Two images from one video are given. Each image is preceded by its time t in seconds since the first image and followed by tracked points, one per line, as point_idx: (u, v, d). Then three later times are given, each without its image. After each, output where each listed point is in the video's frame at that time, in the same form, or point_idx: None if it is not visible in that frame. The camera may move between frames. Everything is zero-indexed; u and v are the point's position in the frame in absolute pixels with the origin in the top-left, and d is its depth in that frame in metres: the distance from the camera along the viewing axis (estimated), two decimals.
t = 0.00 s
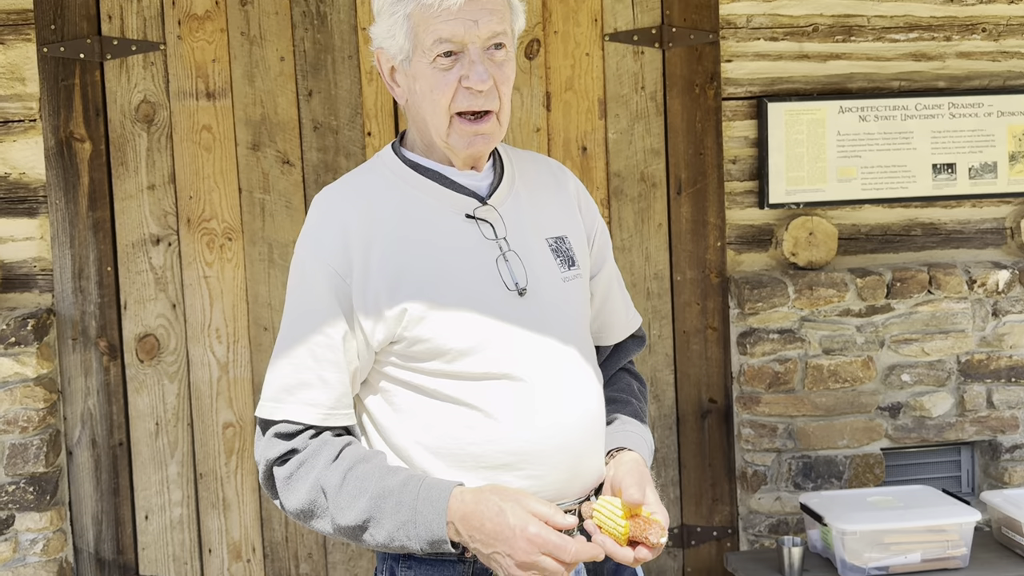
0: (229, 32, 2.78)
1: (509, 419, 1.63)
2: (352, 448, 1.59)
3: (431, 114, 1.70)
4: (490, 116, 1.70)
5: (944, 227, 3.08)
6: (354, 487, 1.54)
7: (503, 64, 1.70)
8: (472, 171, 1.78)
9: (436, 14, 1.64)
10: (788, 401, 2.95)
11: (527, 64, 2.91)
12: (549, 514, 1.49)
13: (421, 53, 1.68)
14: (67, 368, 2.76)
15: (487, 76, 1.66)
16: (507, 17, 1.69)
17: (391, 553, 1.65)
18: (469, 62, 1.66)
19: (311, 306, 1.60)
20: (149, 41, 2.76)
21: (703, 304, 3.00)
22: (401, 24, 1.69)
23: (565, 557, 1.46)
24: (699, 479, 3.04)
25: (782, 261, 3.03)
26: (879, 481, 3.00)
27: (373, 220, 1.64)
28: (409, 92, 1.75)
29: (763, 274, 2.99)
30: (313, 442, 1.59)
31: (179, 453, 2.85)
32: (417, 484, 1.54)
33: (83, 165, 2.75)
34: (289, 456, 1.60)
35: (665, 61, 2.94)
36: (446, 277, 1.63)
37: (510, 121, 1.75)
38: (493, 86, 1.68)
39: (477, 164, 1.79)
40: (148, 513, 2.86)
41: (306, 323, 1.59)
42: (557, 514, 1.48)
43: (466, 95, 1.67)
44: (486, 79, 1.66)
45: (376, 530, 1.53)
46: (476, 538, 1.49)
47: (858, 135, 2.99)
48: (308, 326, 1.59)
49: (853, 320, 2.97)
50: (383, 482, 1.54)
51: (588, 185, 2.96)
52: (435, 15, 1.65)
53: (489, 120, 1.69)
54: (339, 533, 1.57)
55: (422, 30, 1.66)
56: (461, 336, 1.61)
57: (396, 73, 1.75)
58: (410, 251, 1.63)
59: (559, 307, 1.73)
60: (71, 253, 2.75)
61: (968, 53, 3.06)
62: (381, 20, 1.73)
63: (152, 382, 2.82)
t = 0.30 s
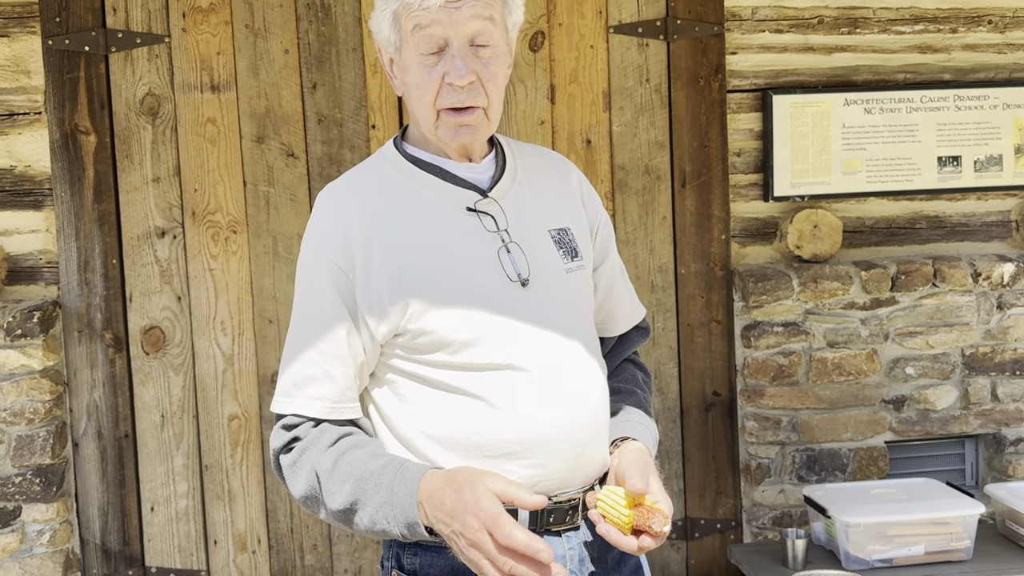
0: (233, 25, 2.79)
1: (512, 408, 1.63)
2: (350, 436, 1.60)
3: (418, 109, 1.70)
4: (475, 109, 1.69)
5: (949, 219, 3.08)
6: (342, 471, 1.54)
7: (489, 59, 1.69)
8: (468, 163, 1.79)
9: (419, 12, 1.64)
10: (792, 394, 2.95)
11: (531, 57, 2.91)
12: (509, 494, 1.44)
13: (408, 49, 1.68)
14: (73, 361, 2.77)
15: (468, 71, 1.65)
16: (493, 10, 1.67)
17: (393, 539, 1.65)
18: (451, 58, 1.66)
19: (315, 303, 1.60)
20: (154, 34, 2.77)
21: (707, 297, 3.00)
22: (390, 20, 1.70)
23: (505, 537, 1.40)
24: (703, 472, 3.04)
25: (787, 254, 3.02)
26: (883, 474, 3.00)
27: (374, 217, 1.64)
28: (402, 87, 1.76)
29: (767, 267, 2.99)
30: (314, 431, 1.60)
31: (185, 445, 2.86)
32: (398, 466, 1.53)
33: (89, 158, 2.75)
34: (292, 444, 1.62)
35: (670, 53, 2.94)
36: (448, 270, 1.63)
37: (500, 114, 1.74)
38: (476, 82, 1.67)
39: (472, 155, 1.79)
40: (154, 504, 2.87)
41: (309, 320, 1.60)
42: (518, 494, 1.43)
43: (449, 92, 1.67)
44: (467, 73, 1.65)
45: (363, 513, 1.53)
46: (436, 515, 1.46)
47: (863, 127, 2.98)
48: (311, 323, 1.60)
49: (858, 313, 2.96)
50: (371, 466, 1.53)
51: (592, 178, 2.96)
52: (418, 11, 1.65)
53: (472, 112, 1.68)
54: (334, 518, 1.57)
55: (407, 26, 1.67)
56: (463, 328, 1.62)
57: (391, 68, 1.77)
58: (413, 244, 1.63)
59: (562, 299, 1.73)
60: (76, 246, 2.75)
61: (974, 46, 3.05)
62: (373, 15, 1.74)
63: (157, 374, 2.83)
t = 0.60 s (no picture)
0: (237, 19, 2.79)
1: (506, 403, 1.59)
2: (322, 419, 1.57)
3: (410, 107, 1.67)
4: (466, 105, 1.64)
5: (952, 214, 3.07)
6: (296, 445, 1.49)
7: (480, 56, 1.64)
8: (467, 157, 1.75)
9: (408, 8, 1.61)
10: (795, 388, 2.96)
11: (535, 51, 2.90)
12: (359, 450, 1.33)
13: (399, 46, 1.65)
14: (78, 354, 2.78)
15: (456, 68, 1.61)
16: (485, 7, 1.64)
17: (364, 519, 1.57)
18: (441, 55, 1.62)
19: (312, 296, 1.60)
20: (158, 28, 2.77)
21: (711, 292, 3.01)
22: (382, 18, 1.67)
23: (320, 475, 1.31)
24: (706, 465, 3.05)
25: (791, 248, 3.03)
26: (886, 468, 3.01)
27: (371, 212, 1.62)
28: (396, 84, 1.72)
29: (771, 261, 2.99)
30: (294, 413, 1.59)
31: (189, 438, 2.87)
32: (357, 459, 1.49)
33: (93, 152, 2.76)
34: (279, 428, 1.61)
35: (673, 47, 2.94)
36: (444, 264, 1.59)
37: (494, 109, 1.69)
38: (467, 79, 1.63)
39: (469, 151, 1.74)
40: (159, 497, 2.88)
41: (305, 312, 1.60)
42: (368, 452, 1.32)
43: (439, 88, 1.63)
44: (455, 71, 1.61)
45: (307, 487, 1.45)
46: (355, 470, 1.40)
47: (867, 121, 2.98)
48: (307, 316, 1.60)
49: (860, 307, 2.97)
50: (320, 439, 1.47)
51: (596, 172, 2.96)
52: (407, 7, 1.62)
53: (463, 109, 1.64)
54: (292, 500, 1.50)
55: (398, 23, 1.64)
56: (457, 323, 1.58)
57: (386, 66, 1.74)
58: (409, 239, 1.60)
59: (561, 295, 1.68)
60: (81, 240, 2.76)
61: (978, 40, 3.04)
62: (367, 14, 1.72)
63: (162, 368, 2.84)
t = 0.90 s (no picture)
0: (238, 13, 2.79)
1: (489, 402, 1.53)
2: (288, 415, 1.54)
3: (400, 102, 1.61)
4: (457, 101, 1.59)
5: (954, 208, 3.07)
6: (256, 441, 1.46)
7: (471, 49, 1.58)
8: (456, 152, 1.67)
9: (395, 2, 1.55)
10: (796, 383, 2.96)
11: (536, 45, 2.90)
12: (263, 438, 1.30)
13: (387, 41, 1.60)
14: (80, 349, 2.78)
15: (445, 63, 1.55)
16: None
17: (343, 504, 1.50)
18: (429, 49, 1.56)
19: (296, 291, 1.56)
20: (159, 23, 2.77)
21: (712, 287, 3.01)
22: (369, 11, 1.61)
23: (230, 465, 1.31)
24: (707, 460, 3.06)
25: (792, 243, 3.03)
26: (886, 463, 3.01)
27: (355, 205, 1.57)
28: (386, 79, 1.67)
29: (772, 256, 2.99)
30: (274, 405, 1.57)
31: (192, 433, 2.88)
32: (318, 455, 1.46)
33: (95, 147, 2.76)
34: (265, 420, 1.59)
35: (675, 41, 2.95)
36: (428, 260, 1.54)
37: (486, 104, 1.63)
38: (457, 73, 1.57)
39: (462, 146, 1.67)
40: (161, 491, 2.89)
41: (289, 308, 1.56)
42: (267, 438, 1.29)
43: (428, 83, 1.57)
44: (444, 65, 1.55)
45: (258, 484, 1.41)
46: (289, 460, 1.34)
47: (868, 116, 2.98)
48: (292, 310, 1.56)
49: (862, 302, 2.97)
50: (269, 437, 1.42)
51: (597, 167, 2.96)
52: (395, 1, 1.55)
53: (455, 105, 1.58)
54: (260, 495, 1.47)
55: (385, 18, 1.58)
56: (440, 320, 1.52)
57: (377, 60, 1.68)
58: (392, 233, 1.55)
59: (551, 292, 1.60)
60: (83, 235, 2.76)
61: (980, 34, 3.03)
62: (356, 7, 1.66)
63: (164, 362, 2.85)
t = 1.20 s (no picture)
0: (237, 9, 2.79)
1: (470, 402, 1.51)
2: (268, 416, 1.54)
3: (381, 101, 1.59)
4: (436, 99, 1.56)
5: (953, 204, 3.08)
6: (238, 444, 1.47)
7: (451, 48, 1.56)
8: (439, 149, 1.66)
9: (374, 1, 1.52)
10: (795, 377, 2.96)
11: (535, 41, 2.90)
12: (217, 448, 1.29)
13: (367, 40, 1.57)
14: (80, 345, 2.79)
15: (424, 63, 1.53)
16: None
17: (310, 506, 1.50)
18: (408, 49, 1.53)
19: (278, 290, 1.55)
20: (158, 19, 2.77)
21: (711, 282, 3.02)
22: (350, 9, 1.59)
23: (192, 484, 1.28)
24: (706, 454, 3.07)
25: (791, 238, 3.03)
26: (885, 458, 3.02)
27: (336, 203, 1.54)
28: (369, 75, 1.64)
29: (771, 252, 2.99)
30: (259, 405, 1.57)
31: (192, 428, 2.89)
32: (298, 455, 1.45)
33: (94, 143, 2.76)
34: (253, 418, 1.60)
35: (674, 37, 2.95)
36: (409, 258, 1.51)
37: (467, 102, 1.61)
38: (436, 72, 1.55)
39: (444, 142, 1.66)
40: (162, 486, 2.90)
41: (271, 307, 1.55)
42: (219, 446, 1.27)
43: (407, 83, 1.55)
44: (423, 65, 1.53)
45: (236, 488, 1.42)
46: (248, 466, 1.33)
47: (867, 111, 2.98)
48: (274, 310, 1.55)
49: (861, 297, 2.97)
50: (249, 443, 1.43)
51: (596, 163, 2.96)
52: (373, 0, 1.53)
53: (433, 103, 1.56)
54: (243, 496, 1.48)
55: (365, 17, 1.56)
56: (421, 320, 1.50)
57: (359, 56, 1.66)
58: (373, 232, 1.52)
59: (535, 291, 1.57)
60: (83, 230, 2.77)
61: (979, 29, 3.03)
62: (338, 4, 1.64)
63: (164, 358, 2.85)
